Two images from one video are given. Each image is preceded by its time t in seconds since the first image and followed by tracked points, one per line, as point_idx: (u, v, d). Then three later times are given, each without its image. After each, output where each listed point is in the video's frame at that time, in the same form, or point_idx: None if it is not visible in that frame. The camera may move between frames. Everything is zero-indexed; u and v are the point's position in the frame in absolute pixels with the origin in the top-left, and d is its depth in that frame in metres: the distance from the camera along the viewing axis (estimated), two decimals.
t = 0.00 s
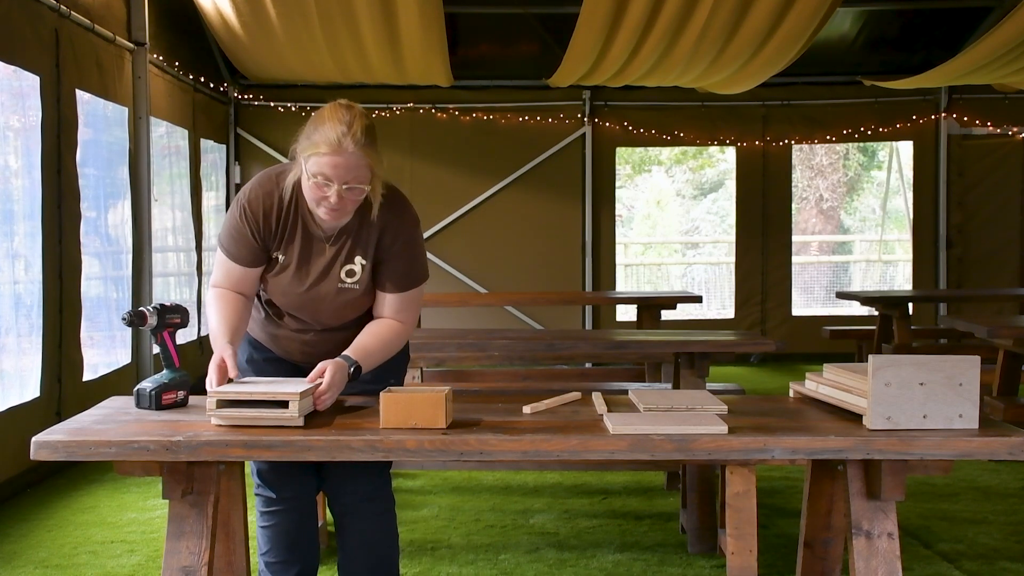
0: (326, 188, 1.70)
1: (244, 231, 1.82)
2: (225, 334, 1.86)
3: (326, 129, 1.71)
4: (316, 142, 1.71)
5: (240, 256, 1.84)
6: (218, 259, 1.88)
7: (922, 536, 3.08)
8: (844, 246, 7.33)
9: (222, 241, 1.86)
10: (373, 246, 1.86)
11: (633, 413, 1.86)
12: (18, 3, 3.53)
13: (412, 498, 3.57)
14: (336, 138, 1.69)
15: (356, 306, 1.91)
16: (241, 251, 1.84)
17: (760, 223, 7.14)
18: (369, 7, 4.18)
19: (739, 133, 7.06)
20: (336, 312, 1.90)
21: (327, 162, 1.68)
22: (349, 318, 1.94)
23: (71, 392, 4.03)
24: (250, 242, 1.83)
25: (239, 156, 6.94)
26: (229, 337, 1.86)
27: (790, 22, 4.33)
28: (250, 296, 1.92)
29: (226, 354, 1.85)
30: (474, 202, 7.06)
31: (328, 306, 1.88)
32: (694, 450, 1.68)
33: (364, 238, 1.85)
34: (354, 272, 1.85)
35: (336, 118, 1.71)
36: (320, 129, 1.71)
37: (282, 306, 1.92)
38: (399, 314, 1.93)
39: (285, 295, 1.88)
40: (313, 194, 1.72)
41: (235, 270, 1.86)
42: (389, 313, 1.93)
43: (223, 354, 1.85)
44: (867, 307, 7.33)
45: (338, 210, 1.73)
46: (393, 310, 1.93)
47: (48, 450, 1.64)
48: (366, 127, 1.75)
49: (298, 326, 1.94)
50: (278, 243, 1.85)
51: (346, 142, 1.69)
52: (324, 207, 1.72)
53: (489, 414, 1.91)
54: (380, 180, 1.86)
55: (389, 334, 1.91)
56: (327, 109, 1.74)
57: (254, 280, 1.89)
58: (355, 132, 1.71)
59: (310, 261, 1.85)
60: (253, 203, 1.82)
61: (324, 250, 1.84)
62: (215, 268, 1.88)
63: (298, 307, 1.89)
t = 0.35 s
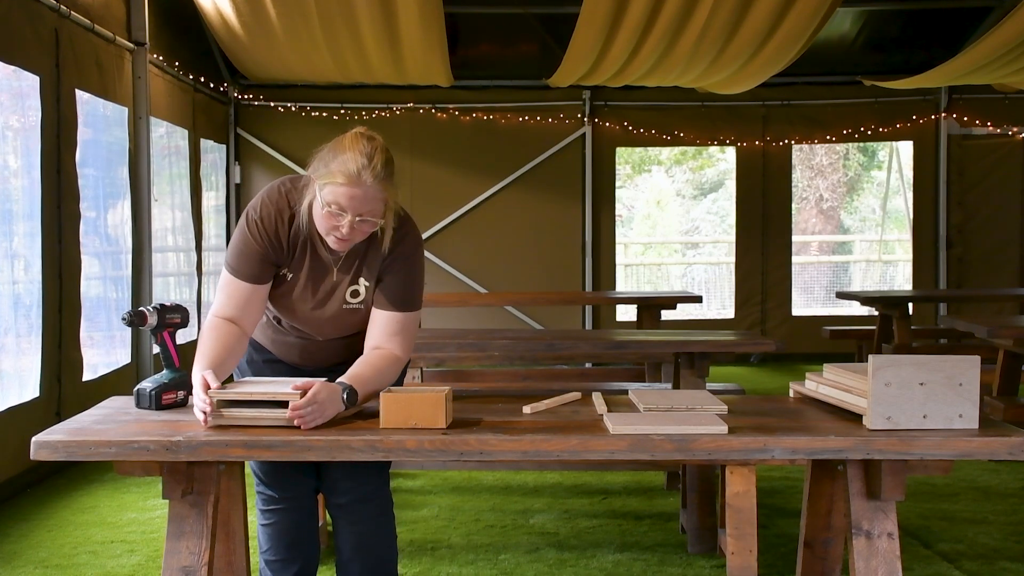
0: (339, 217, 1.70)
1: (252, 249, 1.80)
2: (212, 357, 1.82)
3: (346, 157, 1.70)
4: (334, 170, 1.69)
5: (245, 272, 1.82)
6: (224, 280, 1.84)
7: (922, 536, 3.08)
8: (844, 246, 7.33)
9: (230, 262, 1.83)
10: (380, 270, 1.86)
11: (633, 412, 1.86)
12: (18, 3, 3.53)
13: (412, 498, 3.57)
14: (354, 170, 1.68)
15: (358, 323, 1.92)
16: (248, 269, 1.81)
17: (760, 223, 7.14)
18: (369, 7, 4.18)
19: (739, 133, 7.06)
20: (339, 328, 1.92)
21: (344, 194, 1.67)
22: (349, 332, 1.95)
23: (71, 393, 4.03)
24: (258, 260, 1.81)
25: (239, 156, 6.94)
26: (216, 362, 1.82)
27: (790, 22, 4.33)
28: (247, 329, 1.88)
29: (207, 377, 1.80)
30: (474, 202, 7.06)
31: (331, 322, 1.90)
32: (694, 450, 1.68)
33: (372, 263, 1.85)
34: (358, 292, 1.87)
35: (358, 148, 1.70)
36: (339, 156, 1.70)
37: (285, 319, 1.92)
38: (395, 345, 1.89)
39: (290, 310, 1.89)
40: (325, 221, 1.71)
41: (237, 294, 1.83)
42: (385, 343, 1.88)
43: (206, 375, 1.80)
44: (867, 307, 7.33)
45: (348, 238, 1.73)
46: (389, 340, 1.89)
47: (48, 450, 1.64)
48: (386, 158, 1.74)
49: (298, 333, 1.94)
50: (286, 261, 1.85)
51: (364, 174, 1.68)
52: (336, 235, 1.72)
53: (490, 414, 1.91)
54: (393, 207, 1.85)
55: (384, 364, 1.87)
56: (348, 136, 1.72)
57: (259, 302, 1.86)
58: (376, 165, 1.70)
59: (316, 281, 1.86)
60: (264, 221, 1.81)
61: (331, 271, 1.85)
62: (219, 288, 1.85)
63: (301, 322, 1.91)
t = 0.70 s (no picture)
0: (331, 231, 1.68)
1: (249, 256, 1.79)
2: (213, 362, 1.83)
3: (338, 170, 1.68)
4: (327, 183, 1.68)
5: (242, 281, 1.82)
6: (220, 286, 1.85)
7: (922, 536, 3.08)
8: (844, 245, 7.33)
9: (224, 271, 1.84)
10: (378, 278, 1.85)
11: (633, 412, 1.86)
12: (18, 3, 3.53)
13: (412, 498, 3.57)
14: (347, 184, 1.66)
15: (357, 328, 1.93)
16: (245, 275, 1.81)
17: (760, 223, 7.14)
18: (369, 7, 4.18)
19: (739, 133, 7.06)
20: (338, 333, 1.92)
21: (336, 208, 1.66)
22: (349, 336, 1.95)
23: (71, 393, 4.03)
24: (254, 267, 1.80)
25: (239, 156, 6.94)
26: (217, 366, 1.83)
27: (790, 23, 4.33)
28: (248, 334, 1.88)
29: (209, 381, 1.81)
30: (474, 202, 7.06)
31: (330, 328, 1.90)
32: (694, 450, 1.68)
33: (369, 271, 1.84)
34: (357, 300, 1.86)
35: (350, 162, 1.68)
36: (332, 169, 1.68)
37: (284, 323, 1.92)
38: (394, 350, 1.89)
39: (288, 315, 1.89)
40: (318, 233, 1.70)
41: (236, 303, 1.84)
42: (384, 349, 1.89)
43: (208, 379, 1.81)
44: (867, 307, 7.33)
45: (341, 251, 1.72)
46: (387, 346, 1.89)
47: (48, 450, 1.64)
48: (380, 170, 1.71)
49: (298, 337, 1.94)
50: (283, 269, 1.84)
51: (357, 188, 1.66)
52: (329, 248, 1.71)
53: (490, 414, 1.91)
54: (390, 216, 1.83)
55: (383, 369, 1.88)
56: (343, 149, 1.70)
57: (257, 307, 1.86)
58: (368, 179, 1.68)
59: (313, 288, 1.85)
60: (260, 230, 1.80)
61: (328, 279, 1.84)
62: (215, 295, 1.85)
63: (301, 328, 1.91)
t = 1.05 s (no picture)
0: (319, 228, 1.69)
1: (245, 256, 1.80)
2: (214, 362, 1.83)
3: (326, 167, 1.69)
4: (314, 182, 1.68)
5: (240, 281, 1.82)
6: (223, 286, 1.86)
7: (922, 536, 3.08)
8: (844, 245, 7.33)
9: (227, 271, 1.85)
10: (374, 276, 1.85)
11: (633, 412, 1.86)
12: (18, 3, 3.53)
13: (412, 498, 3.57)
14: (334, 182, 1.67)
15: (356, 325, 1.92)
16: (242, 275, 1.82)
17: (760, 222, 7.14)
18: (369, 7, 4.17)
19: (739, 133, 7.05)
20: (338, 330, 1.92)
21: (321, 203, 1.66)
22: (350, 333, 1.95)
23: (71, 393, 4.04)
24: (251, 266, 1.81)
25: (239, 156, 6.94)
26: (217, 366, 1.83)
27: (790, 22, 4.33)
28: (252, 336, 1.89)
29: (210, 382, 1.81)
30: (474, 202, 7.06)
31: (330, 326, 1.90)
32: (694, 450, 1.68)
33: (365, 268, 1.84)
34: (354, 297, 1.86)
35: (337, 158, 1.69)
36: (319, 167, 1.69)
37: (284, 322, 1.93)
38: (393, 345, 1.88)
39: (287, 313, 1.90)
40: (306, 230, 1.70)
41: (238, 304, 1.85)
42: (383, 345, 1.88)
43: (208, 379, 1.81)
44: (867, 307, 7.33)
45: (331, 249, 1.72)
46: (385, 342, 1.88)
47: (48, 451, 1.64)
48: (368, 166, 1.72)
49: (299, 335, 1.95)
50: (279, 267, 1.85)
51: (344, 186, 1.66)
52: (318, 247, 1.71)
53: (489, 414, 1.91)
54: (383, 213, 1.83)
55: (383, 365, 1.87)
56: (331, 147, 1.70)
57: (258, 308, 1.86)
58: (354, 174, 1.68)
59: (310, 286, 1.85)
60: (254, 230, 1.81)
61: (325, 277, 1.84)
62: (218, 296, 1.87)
63: (301, 326, 1.91)
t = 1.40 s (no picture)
0: (306, 215, 1.69)
1: (240, 248, 1.81)
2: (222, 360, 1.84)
3: (310, 154, 1.69)
4: (298, 168, 1.69)
5: (240, 274, 1.83)
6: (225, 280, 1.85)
7: (922, 536, 3.08)
8: (844, 245, 7.33)
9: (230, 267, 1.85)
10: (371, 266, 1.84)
11: (632, 413, 1.86)
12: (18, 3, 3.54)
13: (412, 498, 3.57)
14: (317, 166, 1.67)
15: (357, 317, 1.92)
16: (240, 267, 1.82)
17: (760, 222, 7.14)
18: (370, 7, 4.17)
19: (739, 133, 7.05)
20: (339, 324, 1.92)
21: (305, 188, 1.67)
22: (352, 326, 1.95)
23: (70, 393, 4.04)
24: (248, 258, 1.82)
25: (239, 156, 6.94)
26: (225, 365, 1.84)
27: (790, 23, 4.33)
28: (256, 330, 1.89)
29: (217, 381, 1.82)
30: (474, 202, 7.06)
31: (330, 319, 1.90)
32: (694, 450, 1.68)
33: (360, 257, 1.83)
34: (352, 288, 1.86)
35: (320, 144, 1.69)
36: (303, 153, 1.70)
37: (285, 318, 1.93)
38: (395, 334, 1.88)
39: (287, 307, 1.90)
40: (295, 217, 1.71)
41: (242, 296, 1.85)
42: (384, 334, 1.87)
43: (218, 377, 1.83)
44: (866, 307, 7.33)
45: (320, 236, 1.72)
46: (387, 332, 1.87)
47: (48, 450, 1.64)
48: (352, 151, 1.72)
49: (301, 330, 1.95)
50: (277, 259, 1.85)
51: (327, 170, 1.67)
52: (307, 233, 1.72)
53: (489, 414, 1.91)
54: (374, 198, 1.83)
55: (387, 354, 1.86)
56: (313, 133, 1.71)
57: (259, 302, 1.86)
58: (338, 159, 1.68)
59: (309, 277, 1.86)
60: (248, 222, 1.81)
61: (322, 268, 1.85)
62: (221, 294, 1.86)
63: (302, 320, 1.91)
